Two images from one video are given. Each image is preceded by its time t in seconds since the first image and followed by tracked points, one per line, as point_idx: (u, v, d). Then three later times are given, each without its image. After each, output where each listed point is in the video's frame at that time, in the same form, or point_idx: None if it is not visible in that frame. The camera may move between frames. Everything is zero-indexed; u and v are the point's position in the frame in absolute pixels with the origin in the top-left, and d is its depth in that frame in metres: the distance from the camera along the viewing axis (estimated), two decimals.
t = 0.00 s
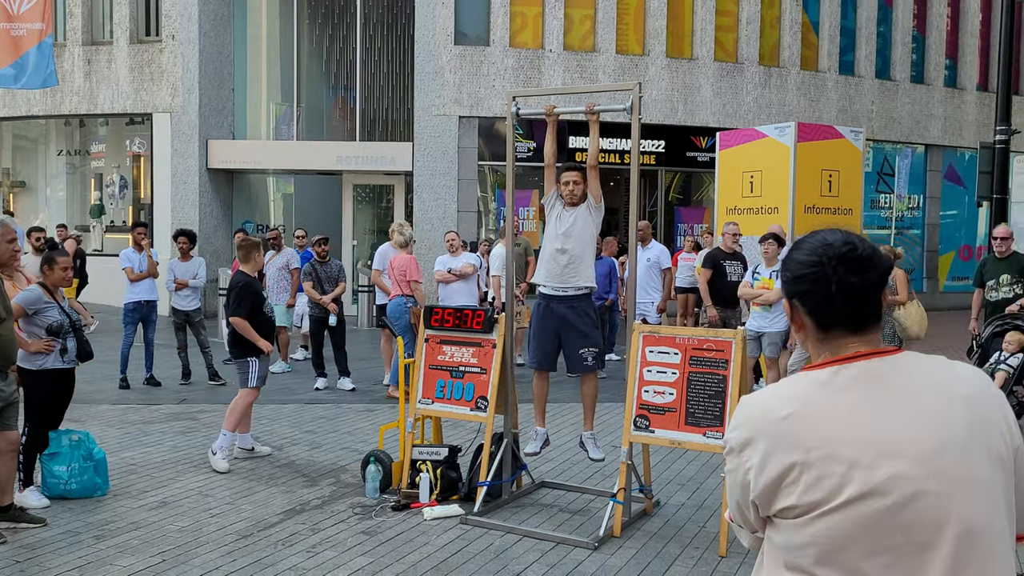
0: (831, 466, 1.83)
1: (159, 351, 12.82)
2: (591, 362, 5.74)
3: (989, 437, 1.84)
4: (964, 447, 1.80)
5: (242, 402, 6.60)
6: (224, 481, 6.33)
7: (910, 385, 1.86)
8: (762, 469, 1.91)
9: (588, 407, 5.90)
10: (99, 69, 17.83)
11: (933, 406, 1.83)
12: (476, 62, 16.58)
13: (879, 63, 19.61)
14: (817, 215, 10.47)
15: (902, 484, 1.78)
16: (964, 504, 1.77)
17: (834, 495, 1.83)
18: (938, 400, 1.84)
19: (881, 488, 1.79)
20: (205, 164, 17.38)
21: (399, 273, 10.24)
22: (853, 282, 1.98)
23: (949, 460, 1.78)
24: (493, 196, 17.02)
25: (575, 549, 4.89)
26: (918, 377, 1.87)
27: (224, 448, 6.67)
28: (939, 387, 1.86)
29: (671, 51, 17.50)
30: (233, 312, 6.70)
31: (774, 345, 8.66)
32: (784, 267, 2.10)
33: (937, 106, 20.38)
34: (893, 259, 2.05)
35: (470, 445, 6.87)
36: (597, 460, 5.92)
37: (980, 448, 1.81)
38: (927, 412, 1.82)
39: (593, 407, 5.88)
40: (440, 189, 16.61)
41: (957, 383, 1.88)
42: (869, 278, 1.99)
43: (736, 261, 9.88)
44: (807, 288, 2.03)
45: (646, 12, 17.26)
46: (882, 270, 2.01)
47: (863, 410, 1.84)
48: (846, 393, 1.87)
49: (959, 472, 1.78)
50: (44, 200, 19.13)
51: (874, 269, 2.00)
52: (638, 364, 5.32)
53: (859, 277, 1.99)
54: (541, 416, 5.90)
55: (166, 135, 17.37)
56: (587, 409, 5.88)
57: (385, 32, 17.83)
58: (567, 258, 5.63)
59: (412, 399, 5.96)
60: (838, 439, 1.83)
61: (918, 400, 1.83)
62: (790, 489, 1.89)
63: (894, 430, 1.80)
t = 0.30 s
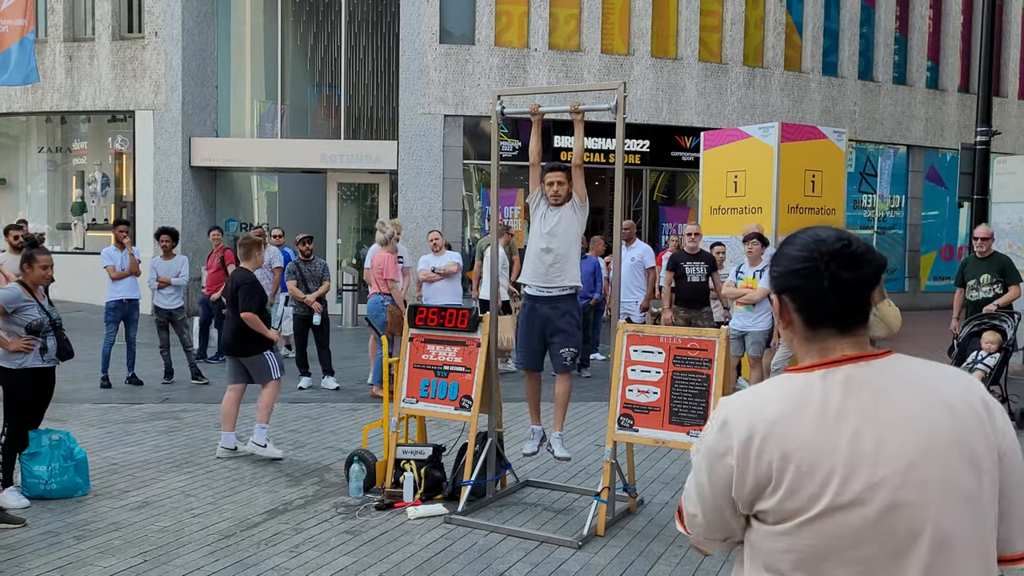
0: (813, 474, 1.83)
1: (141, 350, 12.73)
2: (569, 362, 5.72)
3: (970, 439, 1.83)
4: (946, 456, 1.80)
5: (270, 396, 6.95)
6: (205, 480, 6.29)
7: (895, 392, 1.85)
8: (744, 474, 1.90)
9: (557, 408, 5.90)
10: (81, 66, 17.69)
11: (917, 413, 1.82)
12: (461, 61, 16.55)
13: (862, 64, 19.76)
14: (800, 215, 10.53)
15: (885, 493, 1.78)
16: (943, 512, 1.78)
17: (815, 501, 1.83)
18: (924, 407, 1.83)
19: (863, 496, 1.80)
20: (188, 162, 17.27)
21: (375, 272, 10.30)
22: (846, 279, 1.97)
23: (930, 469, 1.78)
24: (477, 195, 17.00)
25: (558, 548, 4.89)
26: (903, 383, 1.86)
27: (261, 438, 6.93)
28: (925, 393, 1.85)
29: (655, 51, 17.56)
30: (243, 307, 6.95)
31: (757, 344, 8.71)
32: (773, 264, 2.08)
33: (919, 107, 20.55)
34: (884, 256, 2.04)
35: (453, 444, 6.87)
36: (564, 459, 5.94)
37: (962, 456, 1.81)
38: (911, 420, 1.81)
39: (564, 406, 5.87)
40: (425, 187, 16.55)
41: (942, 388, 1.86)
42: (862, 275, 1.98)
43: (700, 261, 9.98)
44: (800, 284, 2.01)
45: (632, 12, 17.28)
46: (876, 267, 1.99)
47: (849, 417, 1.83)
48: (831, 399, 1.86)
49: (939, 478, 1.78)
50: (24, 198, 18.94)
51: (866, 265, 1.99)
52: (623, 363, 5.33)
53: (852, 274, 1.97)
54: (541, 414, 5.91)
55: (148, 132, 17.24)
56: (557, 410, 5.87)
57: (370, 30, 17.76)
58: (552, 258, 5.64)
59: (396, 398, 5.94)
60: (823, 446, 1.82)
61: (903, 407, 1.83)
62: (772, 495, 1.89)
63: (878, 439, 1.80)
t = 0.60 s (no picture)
0: (811, 489, 1.71)
1: (125, 349, 12.65)
2: (546, 363, 5.71)
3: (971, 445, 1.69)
4: (947, 467, 1.67)
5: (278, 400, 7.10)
6: (190, 480, 6.25)
7: (896, 399, 1.70)
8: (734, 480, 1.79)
9: (530, 405, 5.83)
10: (65, 63, 17.56)
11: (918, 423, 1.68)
12: (448, 60, 16.53)
13: (848, 65, 19.87)
14: (786, 214, 10.57)
15: (884, 508, 1.68)
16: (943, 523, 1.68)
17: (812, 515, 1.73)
18: (924, 417, 1.68)
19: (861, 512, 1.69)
20: (174, 160, 17.16)
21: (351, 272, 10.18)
22: (861, 269, 1.81)
23: (932, 482, 1.67)
24: (465, 194, 16.97)
25: (545, 547, 4.89)
26: (905, 388, 1.71)
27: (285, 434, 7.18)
28: (924, 399, 1.70)
29: (643, 51, 17.59)
30: (257, 309, 6.92)
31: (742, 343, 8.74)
32: (779, 254, 1.90)
33: (904, 107, 20.68)
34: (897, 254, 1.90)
35: (440, 444, 6.86)
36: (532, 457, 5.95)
37: (965, 465, 1.68)
38: (911, 430, 1.68)
39: (535, 406, 5.84)
40: (413, 187, 16.52)
41: (943, 394, 1.71)
42: (877, 268, 1.83)
43: (661, 261, 10.19)
44: (808, 273, 1.83)
45: (619, 12, 17.30)
46: (890, 261, 1.85)
47: (849, 430, 1.69)
48: (831, 410, 1.72)
49: (938, 490, 1.67)
50: (6, 195, 18.76)
51: (881, 259, 1.84)
52: (609, 361, 5.33)
53: (867, 265, 1.82)
54: (532, 415, 5.86)
55: (133, 130, 17.12)
56: (528, 409, 5.84)
57: (357, 28, 17.71)
58: (538, 256, 5.64)
59: (382, 398, 5.92)
60: (823, 463, 1.70)
61: (905, 416, 1.68)
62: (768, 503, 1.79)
63: (881, 452, 1.67)
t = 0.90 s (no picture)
0: (811, 493, 1.74)
1: (111, 348, 12.57)
2: (533, 363, 5.70)
3: (975, 449, 1.69)
4: (947, 474, 1.68)
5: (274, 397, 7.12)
6: (176, 481, 6.21)
7: (898, 404, 1.71)
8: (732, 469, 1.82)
9: (517, 405, 5.85)
10: (50, 61, 17.46)
11: (918, 430, 1.69)
12: (437, 59, 16.51)
13: (835, 66, 19.98)
14: (773, 215, 10.61)
15: (883, 515, 1.71)
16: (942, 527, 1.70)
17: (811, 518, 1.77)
18: (925, 422, 1.69)
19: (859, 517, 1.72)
20: (160, 159, 17.06)
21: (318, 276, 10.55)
22: (870, 268, 1.82)
23: (932, 489, 1.68)
24: (453, 193, 16.98)
25: (532, 547, 4.89)
26: (907, 392, 1.72)
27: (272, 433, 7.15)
28: (924, 404, 1.70)
29: (631, 51, 17.62)
30: (270, 306, 7.08)
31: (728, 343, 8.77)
32: (790, 254, 1.91)
33: (890, 108, 20.79)
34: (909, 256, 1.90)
35: (428, 443, 6.85)
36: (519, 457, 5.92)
37: (965, 471, 1.69)
38: (913, 436, 1.68)
39: (523, 405, 5.85)
40: (401, 186, 16.48)
41: (942, 396, 1.71)
42: (887, 267, 1.82)
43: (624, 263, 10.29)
44: (817, 272, 1.84)
45: (607, 12, 17.33)
46: (902, 262, 1.85)
47: (853, 438, 1.70)
48: (835, 417, 1.72)
49: (938, 493, 1.68)
50: None
51: (892, 258, 1.83)
52: (597, 361, 5.33)
53: (876, 264, 1.82)
54: (519, 414, 5.82)
55: (119, 128, 17.01)
56: (516, 409, 5.84)
57: (345, 27, 17.66)
58: (525, 255, 5.63)
59: (369, 397, 5.91)
60: (827, 472, 1.71)
61: (905, 423, 1.69)
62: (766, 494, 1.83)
63: (882, 459, 1.69)
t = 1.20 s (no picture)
0: (816, 490, 1.73)
1: (97, 348, 12.50)
2: (527, 367, 5.73)
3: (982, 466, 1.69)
4: (952, 486, 1.69)
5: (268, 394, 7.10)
6: (163, 481, 6.19)
7: (912, 413, 1.72)
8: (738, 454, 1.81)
9: (515, 411, 6.00)
10: (37, 59, 17.37)
11: (928, 440, 1.70)
12: (425, 59, 16.50)
13: (823, 67, 20.08)
14: (761, 215, 10.65)
15: (883, 519, 1.72)
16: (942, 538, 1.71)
17: (811, 513, 1.77)
18: (938, 434, 1.70)
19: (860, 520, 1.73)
20: (147, 158, 16.96)
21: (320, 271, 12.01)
22: (874, 268, 1.81)
23: (936, 501, 1.70)
24: (442, 193, 16.99)
25: (521, 546, 4.89)
26: (921, 401, 1.73)
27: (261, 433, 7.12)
28: (936, 414, 1.72)
29: (620, 51, 17.64)
30: (271, 304, 7.15)
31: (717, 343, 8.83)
32: (803, 264, 1.92)
33: (877, 109, 20.91)
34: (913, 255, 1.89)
35: (416, 443, 6.85)
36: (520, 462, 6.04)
37: (973, 485, 1.69)
38: (922, 446, 1.70)
39: (522, 409, 5.96)
40: (390, 186, 16.45)
41: (955, 408, 1.72)
42: (892, 266, 1.82)
43: (596, 260, 11.35)
44: (826, 278, 1.85)
45: (596, 12, 17.35)
46: (906, 260, 1.84)
47: (865, 442, 1.70)
48: (852, 420, 1.71)
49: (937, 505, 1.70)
50: None
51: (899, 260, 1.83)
52: (585, 361, 5.33)
53: (880, 263, 1.82)
54: (508, 413, 6.09)
55: (106, 127, 16.91)
56: (515, 414, 5.96)
57: (334, 26, 17.62)
58: (514, 256, 5.64)
59: (358, 397, 5.90)
60: (836, 472, 1.71)
61: (918, 431, 1.70)
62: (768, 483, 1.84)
63: (891, 466, 1.70)
